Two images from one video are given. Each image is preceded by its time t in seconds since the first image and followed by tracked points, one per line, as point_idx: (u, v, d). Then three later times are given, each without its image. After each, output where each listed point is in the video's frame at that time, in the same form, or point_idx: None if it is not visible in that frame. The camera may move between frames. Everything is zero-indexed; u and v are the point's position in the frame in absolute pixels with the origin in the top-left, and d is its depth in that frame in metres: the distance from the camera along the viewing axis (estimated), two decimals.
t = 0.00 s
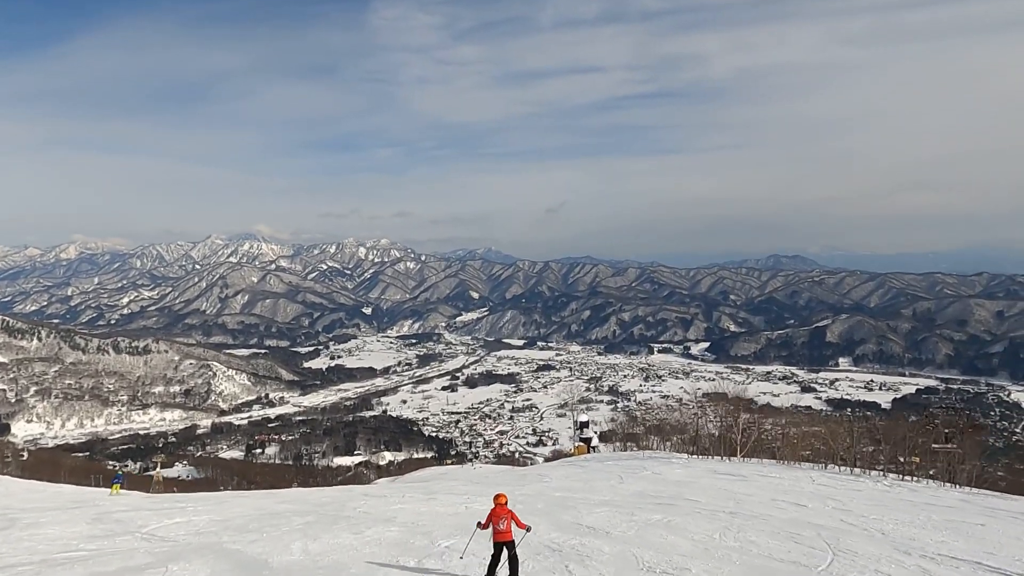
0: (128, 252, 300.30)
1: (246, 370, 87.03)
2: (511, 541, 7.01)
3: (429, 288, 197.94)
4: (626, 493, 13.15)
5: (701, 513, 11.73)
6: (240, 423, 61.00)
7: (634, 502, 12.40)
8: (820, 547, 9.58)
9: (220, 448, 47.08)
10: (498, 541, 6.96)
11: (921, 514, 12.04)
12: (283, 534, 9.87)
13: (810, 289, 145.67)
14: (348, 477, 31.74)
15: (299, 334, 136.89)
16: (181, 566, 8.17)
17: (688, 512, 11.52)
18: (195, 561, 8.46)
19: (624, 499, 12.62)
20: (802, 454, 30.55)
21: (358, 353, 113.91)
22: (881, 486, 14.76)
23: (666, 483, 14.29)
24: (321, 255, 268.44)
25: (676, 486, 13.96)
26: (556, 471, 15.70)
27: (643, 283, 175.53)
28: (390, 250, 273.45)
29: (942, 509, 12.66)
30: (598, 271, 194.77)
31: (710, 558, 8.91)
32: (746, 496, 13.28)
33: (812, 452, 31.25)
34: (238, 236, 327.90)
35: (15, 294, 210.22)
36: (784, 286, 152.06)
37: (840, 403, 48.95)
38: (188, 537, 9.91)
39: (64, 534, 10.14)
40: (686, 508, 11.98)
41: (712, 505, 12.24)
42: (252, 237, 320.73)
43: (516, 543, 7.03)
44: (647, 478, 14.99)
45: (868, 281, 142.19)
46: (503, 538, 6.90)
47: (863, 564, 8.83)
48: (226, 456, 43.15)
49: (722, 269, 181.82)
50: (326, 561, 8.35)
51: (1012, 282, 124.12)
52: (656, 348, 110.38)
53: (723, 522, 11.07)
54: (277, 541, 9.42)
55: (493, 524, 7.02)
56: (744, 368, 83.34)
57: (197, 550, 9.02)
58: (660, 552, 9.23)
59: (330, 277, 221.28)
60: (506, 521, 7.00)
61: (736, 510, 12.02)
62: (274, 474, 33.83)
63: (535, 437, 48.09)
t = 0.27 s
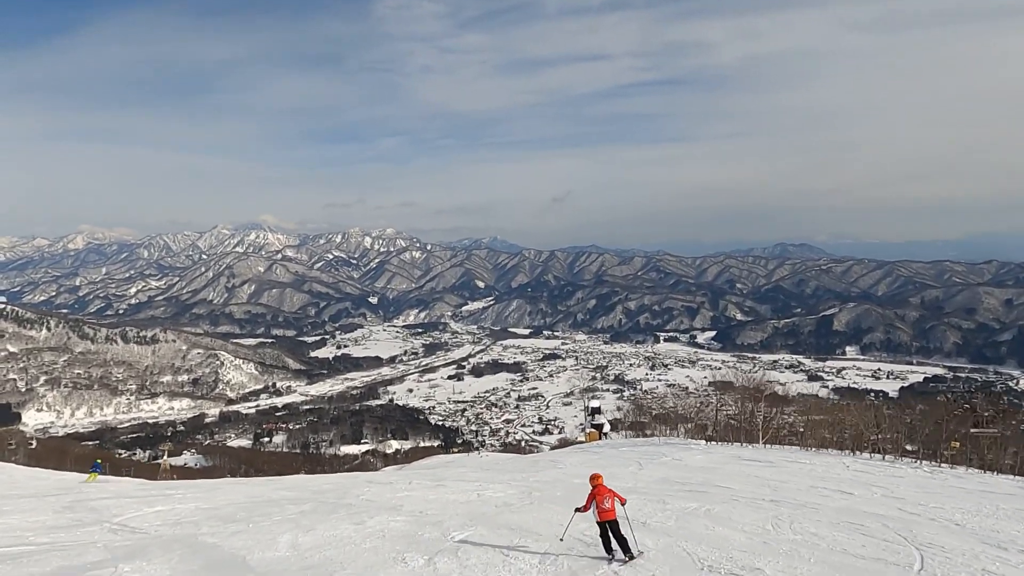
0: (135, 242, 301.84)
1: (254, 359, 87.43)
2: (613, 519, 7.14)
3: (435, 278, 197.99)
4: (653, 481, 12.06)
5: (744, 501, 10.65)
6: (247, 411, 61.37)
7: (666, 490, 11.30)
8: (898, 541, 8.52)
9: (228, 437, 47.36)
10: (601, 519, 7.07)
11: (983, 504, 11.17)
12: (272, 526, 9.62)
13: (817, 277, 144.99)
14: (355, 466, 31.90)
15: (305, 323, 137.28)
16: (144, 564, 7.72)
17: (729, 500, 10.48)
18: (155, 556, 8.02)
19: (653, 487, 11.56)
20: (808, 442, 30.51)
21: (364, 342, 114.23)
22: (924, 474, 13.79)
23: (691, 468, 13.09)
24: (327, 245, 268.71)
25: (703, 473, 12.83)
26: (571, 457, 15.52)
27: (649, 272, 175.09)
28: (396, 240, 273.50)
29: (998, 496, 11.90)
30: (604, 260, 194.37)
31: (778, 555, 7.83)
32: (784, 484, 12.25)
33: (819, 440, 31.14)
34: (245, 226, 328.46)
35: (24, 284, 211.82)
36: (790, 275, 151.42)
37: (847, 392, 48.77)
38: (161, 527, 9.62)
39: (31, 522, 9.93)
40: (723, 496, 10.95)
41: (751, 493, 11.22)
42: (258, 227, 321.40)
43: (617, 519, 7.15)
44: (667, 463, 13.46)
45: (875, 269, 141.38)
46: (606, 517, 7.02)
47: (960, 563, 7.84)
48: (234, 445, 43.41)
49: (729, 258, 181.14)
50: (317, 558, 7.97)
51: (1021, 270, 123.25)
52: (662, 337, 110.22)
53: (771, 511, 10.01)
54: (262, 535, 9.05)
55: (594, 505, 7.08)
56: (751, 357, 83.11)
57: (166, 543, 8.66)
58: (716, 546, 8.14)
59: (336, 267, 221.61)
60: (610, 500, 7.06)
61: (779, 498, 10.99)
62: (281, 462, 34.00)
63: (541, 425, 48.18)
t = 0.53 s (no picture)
0: (149, 235, 304.19)
1: (266, 350, 88.11)
2: (666, 507, 7.41)
3: (446, 269, 198.33)
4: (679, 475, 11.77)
5: (782, 498, 10.34)
6: (261, 402, 62.01)
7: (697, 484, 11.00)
8: (972, 545, 8.10)
9: (241, 428, 47.83)
10: (657, 509, 7.33)
11: None
12: (244, 525, 9.24)
13: (830, 268, 143.86)
14: (366, 456, 32.19)
15: (317, 315, 138.02)
16: (65, 575, 7.19)
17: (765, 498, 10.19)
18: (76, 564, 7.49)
19: (682, 481, 11.27)
20: (819, 433, 30.52)
21: (376, 334, 114.79)
22: (964, 466, 13.62)
23: (716, 460, 12.76)
24: (338, 236, 269.68)
25: (729, 464, 12.52)
26: (584, 448, 15.50)
27: (660, 263, 174.52)
28: (407, 232, 274.03)
29: None
30: (615, 251, 193.87)
31: (841, 563, 7.41)
32: (816, 477, 11.97)
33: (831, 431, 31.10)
34: (256, 219, 330.09)
35: (40, 276, 214.28)
36: (803, 266, 150.36)
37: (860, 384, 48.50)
38: (115, 527, 9.26)
39: None
40: (759, 492, 10.64)
41: (784, 489, 10.94)
42: (270, 219, 323.06)
43: (671, 507, 7.42)
44: (687, 455, 13.08)
45: (889, 260, 140.06)
46: (661, 506, 7.27)
47: None
48: (247, 435, 43.85)
49: (740, 248, 180.08)
50: (283, 566, 7.48)
51: None
52: (673, 328, 109.82)
53: (812, 510, 9.72)
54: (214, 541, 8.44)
55: (650, 495, 7.31)
56: (763, 348, 82.72)
57: (106, 547, 8.20)
58: (766, 551, 7.75)
59: (348, 259, 222.48)
60: (665, 491, 7.32)
61: (816, 494, 10.72)
62: (293, 453, 34.33)
63: (552, 416, 48.30)
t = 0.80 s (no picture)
0: (170, 226, 308.27)
1: (286, 340, 89.00)
2: (681, 494, 7.37)
3: (463, 259, 198.65)
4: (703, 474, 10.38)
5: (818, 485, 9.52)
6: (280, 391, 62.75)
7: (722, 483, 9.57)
8: None
9: (261, 416, 48.49)
10: (672, 496, 7.28)
11: None
12: (181, 530, 8.50)
13: (852, 256, 141.85)
14: (384, 444, 32.42)
15: (336, 305, 139.06)
16: None
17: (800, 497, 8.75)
18: None
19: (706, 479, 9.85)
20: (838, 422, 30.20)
21: (393, 323, 115.44)
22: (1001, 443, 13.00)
23: (743, 453, 11.80)
24: (356, 226, 271.13)
25: (758, 460, 11.22)
26: (597, 438, 15.38)
27: (679, 252, 173.30)
28: (424, 221, 274.67)
29: None
30: (632, 240, 192.89)
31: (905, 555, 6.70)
32: (858, 472, 10.33)
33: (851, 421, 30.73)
34: (276, 209, 332.79)
35: (66, 267, 218.25)
36: (824, 254, 148.41)
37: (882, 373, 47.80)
38: (36, 529, 8.73)
39: None
40: (793, 491, 9.14)
41: (824, 486, 9.38)
42: (289, 210, 325.62)
43: (687, 494, 7.37)
44: (709, 447, 12.55)
45: (913, 247, 137.75)
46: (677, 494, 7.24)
47: None
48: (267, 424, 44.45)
49: (760, 237, 178.18)
50: None
51: None
52: (692, 317, 109.12)
53: (857, 513, 8.15)
54: (119, 557, 7.55)
55: (665, 482, 7.30)
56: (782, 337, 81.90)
57: None
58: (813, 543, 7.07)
59: (365, 249, 223.75)
60: (678, 479, 7.28)
61: (860, 490, 9.13)
62: (311, 441, 34.69)
63: (569, 406, 48.27)
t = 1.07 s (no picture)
0: (193, 221, 312.00)
1: (307, 334, 89.86)
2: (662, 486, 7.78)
3: (481, 253, 198.92)
4: (730, 479, 9.80)
5: (849, 488, 9.09)
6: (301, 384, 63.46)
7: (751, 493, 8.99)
8: None
9: (283, 409, 49.08)
10: (655, 489, 7.72)
11: None
12: (113, 538, 7.90)
13: (876, 248, 139.68)
14: (403, 437, 32.64)
15: (356, 299, 140.00)
16: None
17: (837, 507, 8.15)
18: None
19: (731, 486, 9.30)
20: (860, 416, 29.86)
21: (413, 317, 115.99)
22: None
23: (767, 451, 11.53)
24: (375, 221, 272.48)
25: (783, 460, 10.79)
26: (610, 432, 15.23)
27: (698, 245, 171.97)
28: (443, 216, 275.27)
29: None
30: (651, 233, 191.78)
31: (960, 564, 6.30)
32: (895, 474, 9.70)
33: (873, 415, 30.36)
34: (296, 205, 335.55)
35: (92, 262, 222.06)
36: (847, 246, 146.32)
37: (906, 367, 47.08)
38: None
39: None
40: (828, 498, 8.57)
41: (863, 492, 8.77)
42: (309, 204, 327.98)
43: (667, 488, 7.81)
44: (728, 445, 12.28)
45: (938, 239, 135.31)
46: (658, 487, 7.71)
47: None
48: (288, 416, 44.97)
49: (781, 229, 176.13)
50: None
51: None
52: (712, 311, 108.28)
53: (902, 522, 7.51)
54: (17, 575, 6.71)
55: (648, 476, 7.70)
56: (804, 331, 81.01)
57: None
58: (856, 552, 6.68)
59: (385, 243, 224.84)
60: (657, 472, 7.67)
61: (897, 497, 8.55)
62: (331, 433, 35.04)
63: (588, 399, 48.21)
